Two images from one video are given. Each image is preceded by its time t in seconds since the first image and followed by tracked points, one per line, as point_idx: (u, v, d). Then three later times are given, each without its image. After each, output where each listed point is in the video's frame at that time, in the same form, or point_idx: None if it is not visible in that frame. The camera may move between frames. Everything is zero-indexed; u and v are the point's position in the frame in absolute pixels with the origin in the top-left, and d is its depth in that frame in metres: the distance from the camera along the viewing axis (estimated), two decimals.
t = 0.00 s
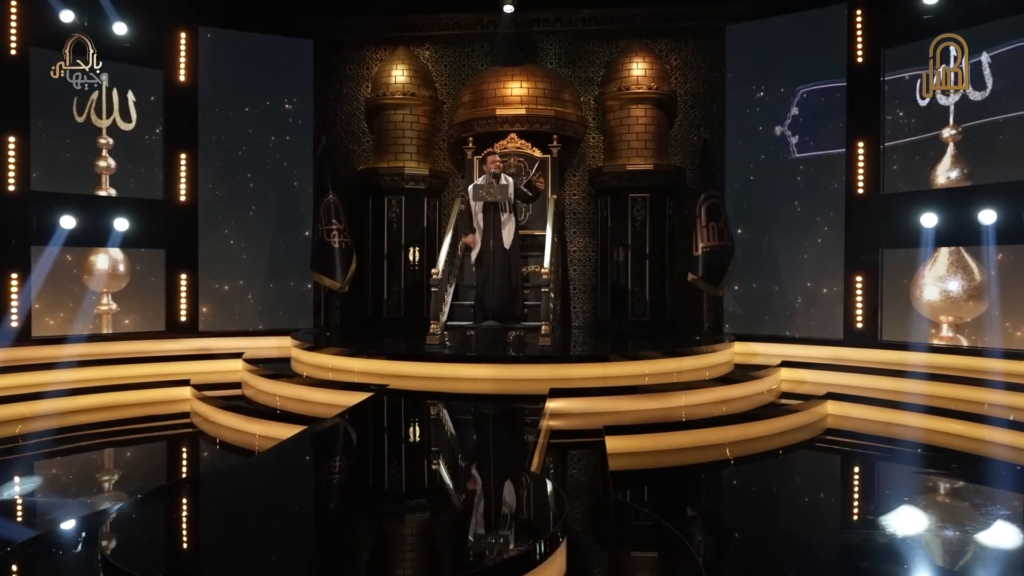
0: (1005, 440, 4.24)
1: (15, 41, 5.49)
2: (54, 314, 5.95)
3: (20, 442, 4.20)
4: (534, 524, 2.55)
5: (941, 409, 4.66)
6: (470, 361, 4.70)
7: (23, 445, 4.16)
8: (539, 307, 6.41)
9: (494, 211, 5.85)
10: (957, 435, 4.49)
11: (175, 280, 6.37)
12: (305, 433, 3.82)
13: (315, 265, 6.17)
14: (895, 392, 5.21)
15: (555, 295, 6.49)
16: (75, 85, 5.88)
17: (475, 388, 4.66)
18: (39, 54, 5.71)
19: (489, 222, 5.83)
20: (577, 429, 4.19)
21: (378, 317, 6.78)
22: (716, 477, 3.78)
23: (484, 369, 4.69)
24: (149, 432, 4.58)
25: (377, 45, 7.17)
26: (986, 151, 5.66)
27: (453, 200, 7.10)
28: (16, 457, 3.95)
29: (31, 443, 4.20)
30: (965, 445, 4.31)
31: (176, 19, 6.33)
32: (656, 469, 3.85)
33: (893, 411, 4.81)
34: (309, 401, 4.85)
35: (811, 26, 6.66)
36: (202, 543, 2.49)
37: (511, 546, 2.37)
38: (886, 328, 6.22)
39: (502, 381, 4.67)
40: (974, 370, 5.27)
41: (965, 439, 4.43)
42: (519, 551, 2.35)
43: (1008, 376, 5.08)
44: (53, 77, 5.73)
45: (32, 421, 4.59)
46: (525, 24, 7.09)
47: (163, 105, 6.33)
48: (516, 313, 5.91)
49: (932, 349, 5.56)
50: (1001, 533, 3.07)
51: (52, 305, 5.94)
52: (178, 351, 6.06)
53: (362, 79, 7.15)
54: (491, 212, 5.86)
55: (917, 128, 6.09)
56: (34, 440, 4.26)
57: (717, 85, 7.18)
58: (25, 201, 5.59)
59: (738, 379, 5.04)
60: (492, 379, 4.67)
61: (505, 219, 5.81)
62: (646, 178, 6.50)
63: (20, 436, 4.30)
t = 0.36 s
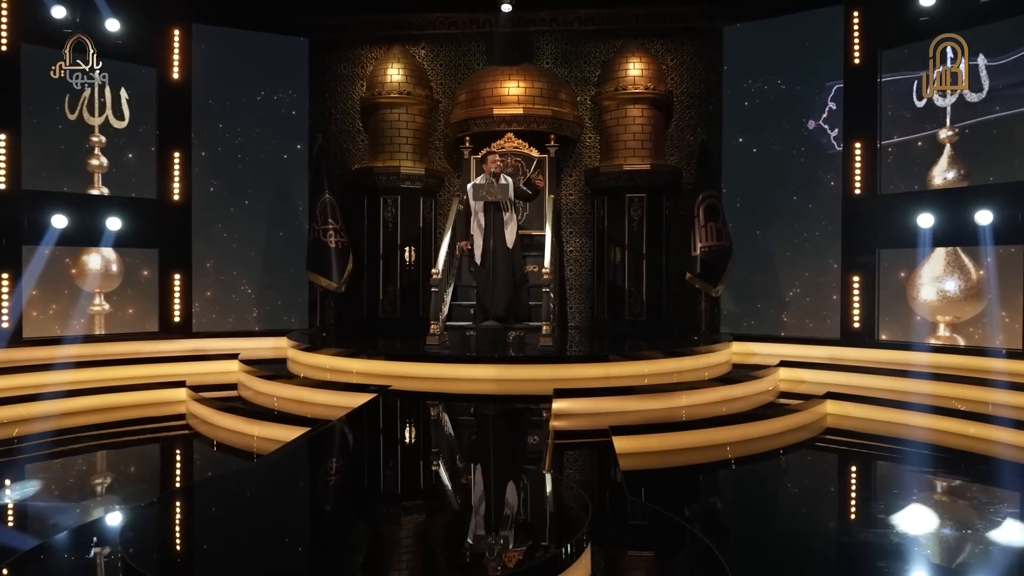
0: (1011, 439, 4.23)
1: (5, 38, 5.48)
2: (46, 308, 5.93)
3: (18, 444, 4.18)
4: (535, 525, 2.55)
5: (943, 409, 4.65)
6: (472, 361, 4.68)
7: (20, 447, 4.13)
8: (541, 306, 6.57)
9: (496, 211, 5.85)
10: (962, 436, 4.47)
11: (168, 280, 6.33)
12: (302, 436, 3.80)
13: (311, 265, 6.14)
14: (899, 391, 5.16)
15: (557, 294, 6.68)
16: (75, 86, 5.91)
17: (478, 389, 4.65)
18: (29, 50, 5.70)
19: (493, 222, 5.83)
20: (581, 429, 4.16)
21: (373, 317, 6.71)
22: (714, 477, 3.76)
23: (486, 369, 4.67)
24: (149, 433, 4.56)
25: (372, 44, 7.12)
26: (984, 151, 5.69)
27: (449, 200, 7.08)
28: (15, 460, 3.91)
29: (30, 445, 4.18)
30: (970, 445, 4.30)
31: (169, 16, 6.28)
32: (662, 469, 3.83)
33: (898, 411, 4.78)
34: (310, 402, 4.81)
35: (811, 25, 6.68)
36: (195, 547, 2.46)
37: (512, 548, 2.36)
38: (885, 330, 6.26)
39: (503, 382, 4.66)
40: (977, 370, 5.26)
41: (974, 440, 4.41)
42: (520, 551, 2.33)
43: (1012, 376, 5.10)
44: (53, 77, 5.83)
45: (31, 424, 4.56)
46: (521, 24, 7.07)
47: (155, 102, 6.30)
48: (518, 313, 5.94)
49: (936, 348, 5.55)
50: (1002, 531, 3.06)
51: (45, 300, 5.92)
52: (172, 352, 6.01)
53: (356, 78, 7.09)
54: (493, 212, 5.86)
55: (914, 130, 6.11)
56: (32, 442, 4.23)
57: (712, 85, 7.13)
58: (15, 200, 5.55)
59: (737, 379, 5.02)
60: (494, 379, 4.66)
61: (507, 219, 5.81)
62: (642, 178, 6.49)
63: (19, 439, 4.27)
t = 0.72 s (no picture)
0: (1016, 440, 4.21)
1: None
2: (43, 314, 5.90)
3: (14, 447, 4.14)
4: (534, 526, 2.53)
5: (947, 409, 4.65)
6: (474, 363, 4.65)
7: (17, 450, 4.10)
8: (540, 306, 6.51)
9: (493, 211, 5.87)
10: (963, 436, 4.46)
11: (162, 280, 6.38)
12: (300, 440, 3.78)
13: (307, 265, 6.12)
14: (904, 392, 5.16)
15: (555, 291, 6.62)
16: (75, 86, 5.89)
17: (481, 390, 4.63)
18: (19, 47, 5.62)
19: (489, 221, 5.85)
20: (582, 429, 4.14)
21: (368, 317, 6.72)
22: (712, 477, 3.74)
23: (488, 370, 4.65)
24: (144, 435, 4.52)
25: (367, 43, 7.12)
26: (979, 152, 5.72)
27: (444, 200, 7.07)
28: (13, 463, 3.88)
29: (27, 447, 4.15)
30: (975, 445, 4.29)
31: (161, 13, 6.29)
32: (668, 469, 3.80)
33: (901, 411, 4.77)
34: (309, 404, 4.75)
35: (807, 26, 6.63)
36: (188, 550, 2.45)
37: (512, 549, 2.34)
38: (878, 329, 6.29)
39: (505, 383, 4.64)
40: (980, 371, 5.26)
41: (981, 440, 4.36)
42: (520, 552, 2.32)
43: (1014, 376, 5.10)
44: (54, 77, 5.82)
45: (27, 426, 4.52)
46: (516, 24, 7.06)
47: (148, 100, 6.32)
48: (517, 313, 5.92)
49: (938, 349, 5.55)
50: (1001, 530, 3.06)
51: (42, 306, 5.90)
52: (166, 353, 5.98)
53: (351, 77, 7.10)
54: (491, 211, 5.88)
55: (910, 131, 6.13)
56: (30, 445, 4.19)
57: (708, 86, 7.16)
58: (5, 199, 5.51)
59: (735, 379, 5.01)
60: (496, 381, 4.64)
61: (504, 218, 5.83)
62: (639, 179, 6.49)
63: (16, 441, 4.24)
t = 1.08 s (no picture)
0: (1018, 439, 4.20)
1: None
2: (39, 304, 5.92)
3: (9, 450, 4.10)
4: (531, 527, 2.52)
5: (950, 409, 4.65)
6: (474, 364, 4.63)
7: (11, 453, 4.05)
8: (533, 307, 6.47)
9: (488, 211, 5.82)
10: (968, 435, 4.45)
11: (154, 280, 6.31)
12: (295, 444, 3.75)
13: (301, 264, 6.11)
14: (905, 392, 5.16)
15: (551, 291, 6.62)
16: (75, 86, 5.87)
17: (480, 390, 4.61)
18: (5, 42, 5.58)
19: (483, 222, 5.79)
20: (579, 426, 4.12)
21: (361, 318, 6.62)
22: (713, 477, 3.72)
23: (488, 371, 4.63)
24: (138, 437, 4.48)
25: (360, 41, 7.04)
26: (972, 153, 5.82)
27: (438, 200, 7.05)
28: (8, 467, 3.83)
29: (22, 451, 4.10)
30: (975, 445, 4.29)
31: (152, 10, 6.24)
32: (668, 469, 3.79)
33: (903, 411, 4.78)
34: (309, 407, 4.69)
35: (804, 26, 6.67)
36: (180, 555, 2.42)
37: (512, 548, 2.33)
38: (873, 328, 6.31)
39: (506, 384, 4.62)
40: (981, 370, 5.26)
41: (985, 440, 4.35)
42: (520, 552, 2.31)
43: (1015, 375, 5.11)
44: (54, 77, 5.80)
45: (21, 428, 4.47)
46: (511, 23, 7.05)
47: (140, 98, 6.26)
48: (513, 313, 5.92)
49: (938, 349, 5.57)
50: (998, 527, 3.07)
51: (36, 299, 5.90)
52: (159, 354, 5.94)
53: (345, 75, 7.02)
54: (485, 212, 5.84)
55: (906, 132, 6.16)
56: (25, 449, 4.15)
57: (702, 86, 7.14)
58: None
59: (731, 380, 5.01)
60: (495, 381, 4.62)
61: (497, 217, 5.79)
62: (634, 179, 6.48)
63: (12, 445, 4.20)
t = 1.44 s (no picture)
0: (1018, 438, 4.20)
1: None
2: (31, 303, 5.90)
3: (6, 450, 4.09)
4: (526, 527, 2.51)
5: (950, 408, 4.65)
6: (471, 365, 4.62)
7: (7, 455, 4.02)
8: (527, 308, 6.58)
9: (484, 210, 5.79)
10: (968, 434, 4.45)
11: (145, 281, 6.23)
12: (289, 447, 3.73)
13: (295, 265, 6.10)
14: (903, 391, 5.17)
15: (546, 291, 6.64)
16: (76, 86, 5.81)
17: (478, 391, 4.59)
18: None
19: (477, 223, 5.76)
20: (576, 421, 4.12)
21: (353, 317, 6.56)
22: (711, 477, 3.71)
23: (486, 371, 4.62)
24: (131, 439, 4.44)
25: (352, 40, 7.00)
26: (964, 155, 5.86)
27: (432, 199, 7.04)
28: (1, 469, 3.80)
29: (16, 452, 4.05)
30: (972, 443, 4.31)
31: (144, 7, 6.19)
32: (666, 469, 3.78)
33: (900, 410, 4.80)
34: (306, 408, 4.69)
35: (796, 28, 6.70)
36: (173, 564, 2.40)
37: (509, 549, 2.32)
38: (866, 328, 6.33)
39: (505, 383, 4.61)
40: (978, 369, 5.27)
41: (982, 438, 4.36)
42: (516, 553, 2.30)
43: (1012, 375, 5.11)
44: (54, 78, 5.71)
45: (17, 429, 4.45)
46: (506, 23, 7.03)
47: (131, 96, 6.20)
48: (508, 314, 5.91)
49: (935, 348, 5.59)
50: (996, 523, 3.08)
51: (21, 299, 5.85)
52: (152, 355, 5.89)
53: (337, 74, 6.98)
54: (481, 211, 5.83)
55: (899, 134, 6.19)
56: (21, 450, 4.11)
57: (695, 87, 7.16)
58: None
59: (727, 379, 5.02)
60: (493, 381, 4.61)
61: (492, 217, 5.76)
62: (628, 179, 6.49)
63: (7, 446, 4.16)
